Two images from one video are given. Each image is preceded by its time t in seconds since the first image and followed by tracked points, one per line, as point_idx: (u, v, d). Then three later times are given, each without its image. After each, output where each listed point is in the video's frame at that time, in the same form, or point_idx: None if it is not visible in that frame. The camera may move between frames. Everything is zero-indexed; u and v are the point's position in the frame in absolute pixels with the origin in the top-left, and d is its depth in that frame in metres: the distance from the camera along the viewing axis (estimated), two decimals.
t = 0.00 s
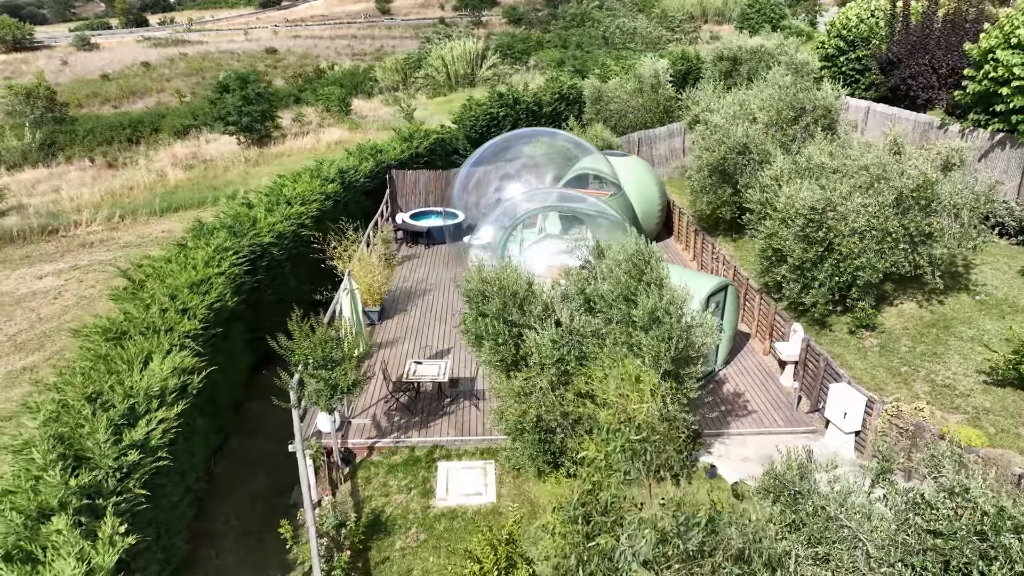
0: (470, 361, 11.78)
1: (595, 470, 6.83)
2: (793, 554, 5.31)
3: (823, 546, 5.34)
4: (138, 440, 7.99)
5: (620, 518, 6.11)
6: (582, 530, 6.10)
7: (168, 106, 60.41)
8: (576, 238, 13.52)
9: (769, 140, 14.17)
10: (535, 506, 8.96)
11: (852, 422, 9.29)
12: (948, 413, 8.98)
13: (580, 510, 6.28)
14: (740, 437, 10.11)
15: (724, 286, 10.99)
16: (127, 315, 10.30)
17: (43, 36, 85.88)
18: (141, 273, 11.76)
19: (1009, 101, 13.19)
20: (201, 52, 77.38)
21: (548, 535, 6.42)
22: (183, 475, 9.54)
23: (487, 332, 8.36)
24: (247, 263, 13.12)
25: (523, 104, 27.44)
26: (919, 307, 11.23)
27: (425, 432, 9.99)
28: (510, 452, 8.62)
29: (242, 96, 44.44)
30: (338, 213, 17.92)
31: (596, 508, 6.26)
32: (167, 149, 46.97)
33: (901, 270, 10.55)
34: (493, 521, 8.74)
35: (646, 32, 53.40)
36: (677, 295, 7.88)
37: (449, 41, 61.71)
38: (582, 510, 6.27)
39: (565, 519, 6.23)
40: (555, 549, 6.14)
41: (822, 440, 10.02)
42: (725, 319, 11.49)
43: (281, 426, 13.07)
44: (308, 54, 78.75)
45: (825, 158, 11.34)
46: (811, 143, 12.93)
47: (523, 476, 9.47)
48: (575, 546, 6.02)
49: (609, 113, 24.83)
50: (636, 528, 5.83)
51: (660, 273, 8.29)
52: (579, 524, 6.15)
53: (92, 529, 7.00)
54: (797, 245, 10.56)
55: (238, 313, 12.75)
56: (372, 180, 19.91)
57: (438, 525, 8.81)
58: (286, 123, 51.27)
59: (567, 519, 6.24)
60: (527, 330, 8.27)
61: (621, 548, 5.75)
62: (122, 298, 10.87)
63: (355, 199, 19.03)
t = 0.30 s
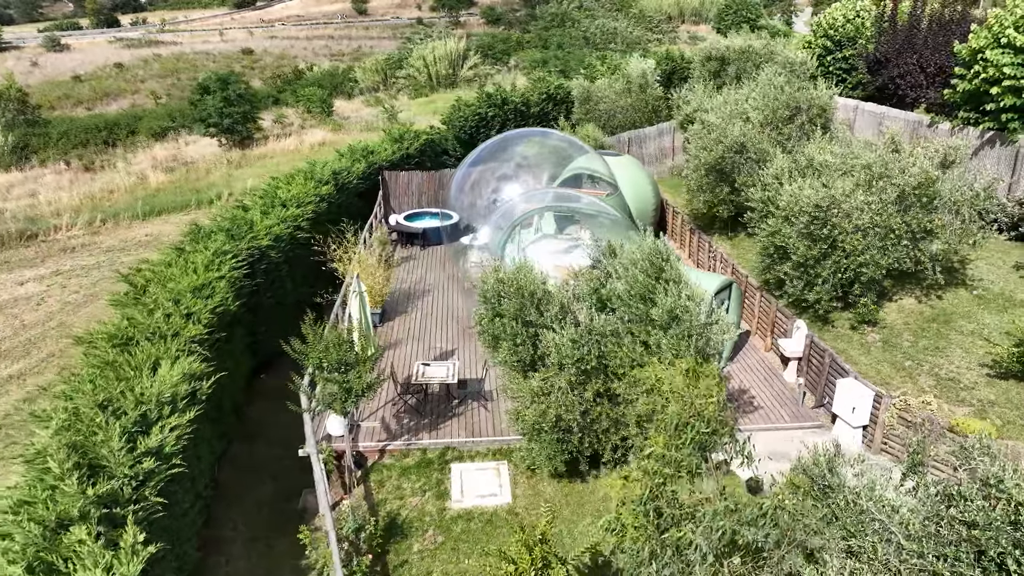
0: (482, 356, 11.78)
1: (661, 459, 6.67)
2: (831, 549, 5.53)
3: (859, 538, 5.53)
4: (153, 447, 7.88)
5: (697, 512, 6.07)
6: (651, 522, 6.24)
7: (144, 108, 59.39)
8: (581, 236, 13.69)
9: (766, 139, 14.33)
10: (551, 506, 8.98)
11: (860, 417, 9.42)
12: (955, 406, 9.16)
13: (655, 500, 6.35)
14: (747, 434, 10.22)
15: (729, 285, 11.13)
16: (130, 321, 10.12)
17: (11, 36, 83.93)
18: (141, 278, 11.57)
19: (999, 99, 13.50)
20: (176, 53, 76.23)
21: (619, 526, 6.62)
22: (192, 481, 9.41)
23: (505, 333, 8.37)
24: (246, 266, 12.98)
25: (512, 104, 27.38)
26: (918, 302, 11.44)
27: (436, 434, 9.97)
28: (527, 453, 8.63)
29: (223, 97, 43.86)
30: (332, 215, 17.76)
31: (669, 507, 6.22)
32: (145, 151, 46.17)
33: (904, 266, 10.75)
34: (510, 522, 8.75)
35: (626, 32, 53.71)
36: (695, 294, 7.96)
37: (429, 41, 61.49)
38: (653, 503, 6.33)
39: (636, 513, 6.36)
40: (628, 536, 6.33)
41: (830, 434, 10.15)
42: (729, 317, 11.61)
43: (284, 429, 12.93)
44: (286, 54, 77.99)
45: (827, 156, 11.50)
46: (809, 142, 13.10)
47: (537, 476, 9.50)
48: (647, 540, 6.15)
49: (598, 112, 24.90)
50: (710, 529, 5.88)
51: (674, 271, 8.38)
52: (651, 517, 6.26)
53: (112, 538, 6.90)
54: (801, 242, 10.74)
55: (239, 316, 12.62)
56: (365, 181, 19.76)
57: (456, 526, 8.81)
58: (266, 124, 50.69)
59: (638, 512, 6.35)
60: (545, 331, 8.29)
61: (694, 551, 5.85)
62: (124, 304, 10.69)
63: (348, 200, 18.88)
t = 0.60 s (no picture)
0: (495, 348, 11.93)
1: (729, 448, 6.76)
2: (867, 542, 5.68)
3: (892, 530, 5.67)
4: (169, 453, 7.77)
5: (766, 501, 6.16)
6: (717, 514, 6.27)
7: (119, 110, 58.30)
8: (579, 230, 13.89)
9: (763, 139, 14.52)
10: (567, 504, 9.01)
11: (869, 410, 9.53)
12: (961, 398, 9.33)
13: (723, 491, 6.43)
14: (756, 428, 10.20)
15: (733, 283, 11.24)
16: (135, 326, 9.96)
17: None
18: (141, 283, 11.39)
19: (990, 97, 13.80)
20: (150, 55, 75.04)
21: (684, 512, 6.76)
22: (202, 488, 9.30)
23: (522, 333, 8.38)
24: (246, 269, 12.85)
25: (500, 104, 27.34)
26: (917, 297, 11.65)
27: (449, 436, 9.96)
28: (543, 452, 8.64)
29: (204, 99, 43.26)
30: (327, 217, 17.63)
31: (735, 499, 6.23)
32: (122, 154, 45.33)
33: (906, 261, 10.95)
34: (528, 522, 8.77)
35: (607, 32, 53.97)
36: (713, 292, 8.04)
37: (410, 41, 61.22)
38: (718, 492, 6.40)
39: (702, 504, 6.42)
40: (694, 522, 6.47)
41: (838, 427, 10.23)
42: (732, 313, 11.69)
43: (286, 432, 12.78)
44: (262, 55, 77.08)
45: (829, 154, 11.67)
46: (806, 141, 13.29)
47: (551, 475, 9.52)
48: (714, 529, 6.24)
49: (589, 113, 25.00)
50: (779, 523, 6.00)
51: (691, 270, 8.44)
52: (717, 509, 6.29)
53: (135, 545, 6.81)
54: (806, 240, 10.93)
55: (241, 319, 12.47)
56: (358, 182, 19.62)
57: (473, 527, 8.80)
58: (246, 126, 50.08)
59: (707, 499, 6.36)
60: (563, 330, 8.33)
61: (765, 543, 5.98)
62: (127, 308, 10.52)
63: (342, 201, 18.74)
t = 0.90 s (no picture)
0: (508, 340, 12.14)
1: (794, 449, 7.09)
2: (903, 532, 5.75)
3: (922, 521, 5.73)
4: (187, 461, 7.66)
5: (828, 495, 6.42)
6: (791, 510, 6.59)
7: (92, 112, 57.13)
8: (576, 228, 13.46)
9: (760, 138, 14.69)
10: (583, 503, 9.04)
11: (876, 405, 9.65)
12: (966, 392, 9.53)
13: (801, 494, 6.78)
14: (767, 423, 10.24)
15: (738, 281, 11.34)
16: (140, 332, 9.80)
17: None
18: (143, 288, 11.21)
19: (981, 96, 14.15)
20: (123, 56, 73.66)
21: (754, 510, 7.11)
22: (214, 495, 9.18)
23: (540, 334, 8.42)
24: (247, 272, 12.70)
25: (488, 105, 27.30)
26: (916, 293, 11.87)
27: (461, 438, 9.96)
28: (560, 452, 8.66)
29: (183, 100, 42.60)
30: (322, 220, 17.48)
31: (796, 497, 6.67)
32: (98, 157, 44.44)
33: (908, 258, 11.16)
34: (546, 522, 8.79)
35: (588, 32, 54.20)
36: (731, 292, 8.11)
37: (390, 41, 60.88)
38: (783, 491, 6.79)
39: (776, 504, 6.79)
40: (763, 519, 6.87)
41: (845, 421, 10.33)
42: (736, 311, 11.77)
43: (289, 436, 12.66)
44: (238, 55, 76.10)
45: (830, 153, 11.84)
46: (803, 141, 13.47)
47: (566, 475, 9.55)
48: (777, 522, 6.64)
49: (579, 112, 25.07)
50: (847, 515, 6.10)
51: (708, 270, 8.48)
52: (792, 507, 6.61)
53: (162, 556, 6.72)
54: (809, 238, 11.10)
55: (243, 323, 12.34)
56: (350, 184, 19.48)
57: (492, 528, 8.81)
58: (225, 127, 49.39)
59: (777, 497, 6.80)
60: (580, 331, 8.37)
61: (831, 535, 6.16)
62: (131, 315, 10.36)
63: (336, 203, 18.60)
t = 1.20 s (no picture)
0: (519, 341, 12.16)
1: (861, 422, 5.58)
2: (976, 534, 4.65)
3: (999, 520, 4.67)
4: (207, 468, 7.56)
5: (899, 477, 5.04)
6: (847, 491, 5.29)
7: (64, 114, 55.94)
8: (572, 228, 13.28)
9: (758, 138, 14.88)
10: (600, 503, 9.06)
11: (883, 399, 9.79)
12: (971, 385, 9.68)
13: (856, 467, 5.44)
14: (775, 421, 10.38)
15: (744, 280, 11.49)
16: (149, 339, 9.65)
17: None
18: (146, 293, 11.03)
19: (973, 95, 14.54)
20: (96, 57, 72.25)
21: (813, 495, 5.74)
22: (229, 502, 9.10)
23: (560, 334, 8.48)
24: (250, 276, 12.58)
25: (477, 106, 27.27)
26: (916, 289, 12.08)
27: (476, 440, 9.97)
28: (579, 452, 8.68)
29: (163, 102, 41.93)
30: (318, 222, 17.35)
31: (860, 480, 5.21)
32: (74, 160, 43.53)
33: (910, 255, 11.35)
34: (564, 521, 8.80)
35: (569, 33, 54.43)
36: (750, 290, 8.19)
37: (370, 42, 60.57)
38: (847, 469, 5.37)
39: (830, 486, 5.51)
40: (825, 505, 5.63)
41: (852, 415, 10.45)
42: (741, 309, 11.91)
43: (295, 440, 12.57)
44: (214, 56, 75.08)
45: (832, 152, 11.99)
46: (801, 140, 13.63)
47: (581, 475, 9.57)
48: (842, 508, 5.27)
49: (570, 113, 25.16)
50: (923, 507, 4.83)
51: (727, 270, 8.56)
52: (847, 487, 5.29)
53: (187, 564, 6.61)
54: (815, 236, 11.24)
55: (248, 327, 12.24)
56: (345, 186, 19.34)
57: (512, 529, 8.80)
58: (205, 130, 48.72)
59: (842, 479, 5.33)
60: (600, 330, 8.45)
61: (900, 525, 4.86)
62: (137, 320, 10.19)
63: (331, 205, 18.47)
